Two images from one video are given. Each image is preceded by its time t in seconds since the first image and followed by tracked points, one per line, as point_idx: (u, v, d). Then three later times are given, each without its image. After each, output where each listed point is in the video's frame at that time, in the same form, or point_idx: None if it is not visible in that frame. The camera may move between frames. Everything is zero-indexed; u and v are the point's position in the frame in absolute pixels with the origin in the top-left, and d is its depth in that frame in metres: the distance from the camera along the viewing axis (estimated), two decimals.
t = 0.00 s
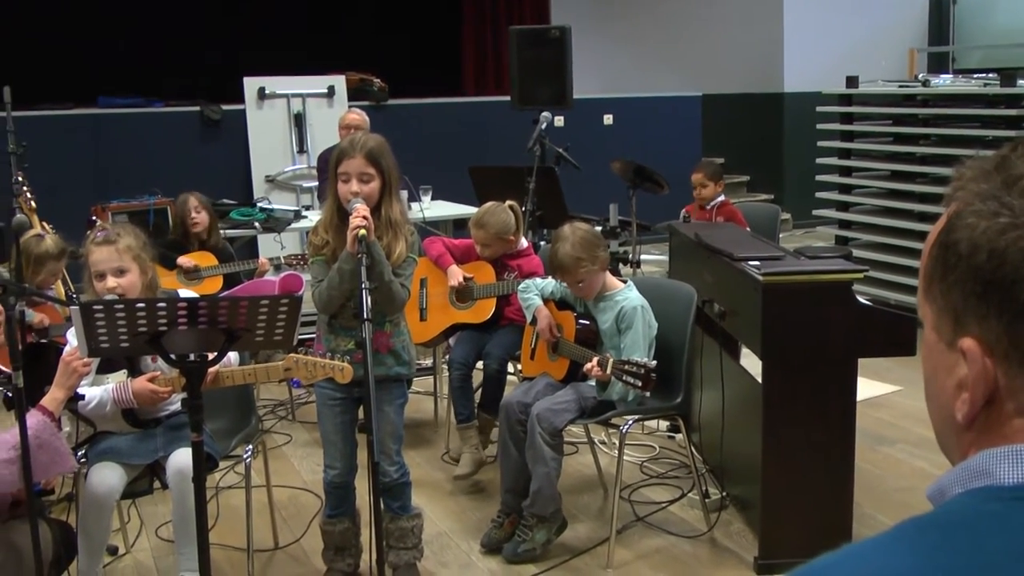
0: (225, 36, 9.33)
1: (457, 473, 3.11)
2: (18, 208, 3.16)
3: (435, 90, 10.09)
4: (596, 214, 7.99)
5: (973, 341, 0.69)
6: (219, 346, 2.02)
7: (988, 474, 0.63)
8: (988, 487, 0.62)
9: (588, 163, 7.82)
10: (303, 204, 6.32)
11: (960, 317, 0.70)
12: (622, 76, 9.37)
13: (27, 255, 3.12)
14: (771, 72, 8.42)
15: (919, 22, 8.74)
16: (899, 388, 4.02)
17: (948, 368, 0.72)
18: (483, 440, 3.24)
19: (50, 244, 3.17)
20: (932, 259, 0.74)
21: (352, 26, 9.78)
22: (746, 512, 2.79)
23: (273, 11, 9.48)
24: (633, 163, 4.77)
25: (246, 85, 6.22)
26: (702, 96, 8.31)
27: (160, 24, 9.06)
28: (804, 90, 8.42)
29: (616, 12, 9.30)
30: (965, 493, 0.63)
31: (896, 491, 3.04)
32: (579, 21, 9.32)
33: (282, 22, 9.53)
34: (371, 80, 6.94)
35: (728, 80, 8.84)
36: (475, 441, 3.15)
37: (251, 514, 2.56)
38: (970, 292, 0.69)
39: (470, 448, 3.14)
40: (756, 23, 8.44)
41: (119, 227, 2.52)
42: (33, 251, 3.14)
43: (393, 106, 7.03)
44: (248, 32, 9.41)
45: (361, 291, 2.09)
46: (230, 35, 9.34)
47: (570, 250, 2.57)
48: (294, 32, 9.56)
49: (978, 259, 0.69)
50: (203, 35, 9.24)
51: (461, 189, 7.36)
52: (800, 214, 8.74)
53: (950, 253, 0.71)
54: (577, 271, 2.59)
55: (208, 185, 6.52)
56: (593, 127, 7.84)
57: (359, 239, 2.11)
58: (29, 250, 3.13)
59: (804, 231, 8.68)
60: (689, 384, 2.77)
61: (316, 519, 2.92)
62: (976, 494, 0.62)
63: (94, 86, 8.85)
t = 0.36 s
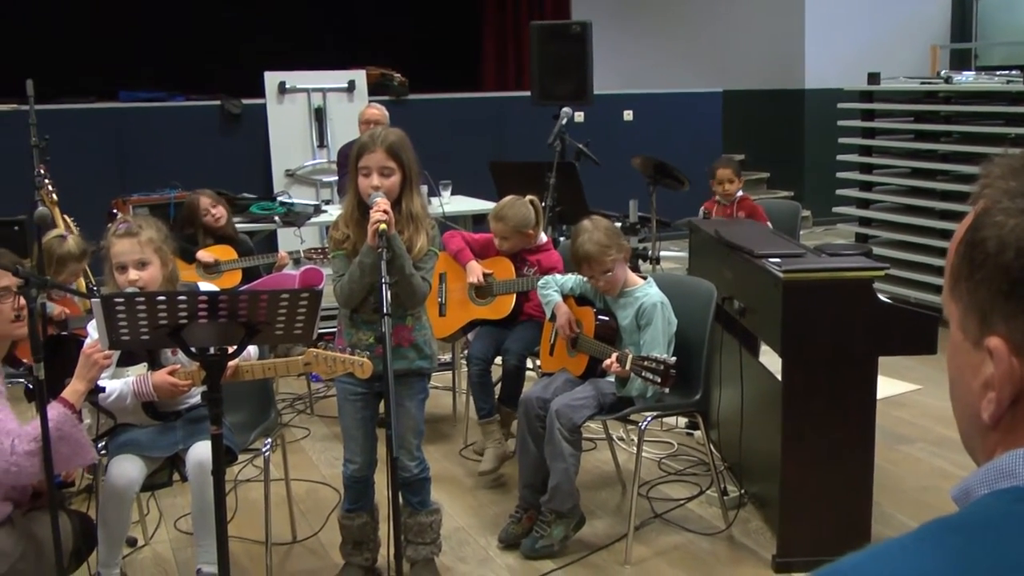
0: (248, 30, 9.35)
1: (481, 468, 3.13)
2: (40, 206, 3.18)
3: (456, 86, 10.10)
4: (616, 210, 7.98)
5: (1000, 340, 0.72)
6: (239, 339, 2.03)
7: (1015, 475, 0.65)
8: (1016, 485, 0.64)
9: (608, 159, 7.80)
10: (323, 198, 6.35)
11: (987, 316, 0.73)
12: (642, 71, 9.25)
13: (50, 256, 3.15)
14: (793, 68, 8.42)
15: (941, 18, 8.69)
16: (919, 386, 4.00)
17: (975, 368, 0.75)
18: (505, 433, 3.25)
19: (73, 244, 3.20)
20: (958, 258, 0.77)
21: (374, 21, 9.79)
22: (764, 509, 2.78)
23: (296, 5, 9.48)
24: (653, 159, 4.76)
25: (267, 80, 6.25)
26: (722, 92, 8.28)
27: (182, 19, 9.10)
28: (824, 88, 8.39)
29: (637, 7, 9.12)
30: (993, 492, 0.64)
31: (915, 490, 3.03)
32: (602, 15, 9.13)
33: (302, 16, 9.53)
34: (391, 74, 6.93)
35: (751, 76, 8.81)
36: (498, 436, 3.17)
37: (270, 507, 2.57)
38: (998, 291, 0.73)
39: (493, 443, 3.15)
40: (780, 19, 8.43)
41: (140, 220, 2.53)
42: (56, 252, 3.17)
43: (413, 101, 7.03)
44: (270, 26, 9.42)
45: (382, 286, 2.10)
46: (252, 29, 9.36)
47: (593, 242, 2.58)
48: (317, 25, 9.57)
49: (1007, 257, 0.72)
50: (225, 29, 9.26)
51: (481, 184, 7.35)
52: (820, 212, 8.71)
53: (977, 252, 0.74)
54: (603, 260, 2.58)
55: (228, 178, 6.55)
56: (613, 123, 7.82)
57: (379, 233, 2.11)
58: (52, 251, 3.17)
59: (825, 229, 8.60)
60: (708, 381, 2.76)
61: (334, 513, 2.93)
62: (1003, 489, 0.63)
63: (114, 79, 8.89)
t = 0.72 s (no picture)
0: (265, 27, 9.39)
1: (496, 465, 3.10)
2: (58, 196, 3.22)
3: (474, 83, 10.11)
4: (632, 207, 7.97)
5: (1020, 338, 0.72)
6: (255, 336, 2.04)
7: None
8: None
9: (624, 156, 7.80)
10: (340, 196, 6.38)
11: (1008, 315, 0.73)
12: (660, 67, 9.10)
13: (67, 237, 3.16)
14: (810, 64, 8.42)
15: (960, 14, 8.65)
16: (936, 384, 3.98)
17: (994, 366, 0.75)
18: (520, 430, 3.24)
19: (88, 225, 3.22)
20: (978, 255, 0.77)
21: (390, 18, 9.80)
22: (780, 507, 2.77)
23: (312, 2, 9.51)
24: (670, 156, 4.74)
25: (283, 77, 6.23)
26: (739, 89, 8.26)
27: (200, 17, 9.14)
28: (842, 84, 8.41)
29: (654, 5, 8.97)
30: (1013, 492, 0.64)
31: (934, 489, 3.00)
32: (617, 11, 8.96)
33: (321, 16, 9.56)
34: (407, 71, 6.90)
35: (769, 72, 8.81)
36: (513, 432, 3.15)
37: (285, 503, 2.57)
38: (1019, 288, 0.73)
39: (509, 439, 3.13)
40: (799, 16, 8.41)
41: (157, 217, 2.53)
42: (72, 233, 3.18)
43: (429, 98, 7.03)
44: (286, 23, 9.45)
45: (398, 282, 2.10)
46: (269, 27, 9.40)
47: (613, 235, 2.58)
48: (334, 23, 9.60)
49: None
50: (243, 27, 9.30)
51: (498, 182, 7.36)
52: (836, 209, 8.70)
53: (998, 249, 0.74)
54: (621, 254, 2.58)
55: (244, 176, 6.57)
56: (629, 120, 7.81)
57: (396, 230, 2.11)
58: (68, 232, 3.17)
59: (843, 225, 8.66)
60: (724, 379, 2.75)
61: (350, 510, 2.93)
62: None
63: (131, 77, 8.94)
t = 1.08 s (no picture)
0: (281, 27, 9.42)
1: (505, 466, 3.09)
2: (75, 195, 3.22)
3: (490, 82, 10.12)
4: (648, 206, 7.96)
5: None
6: (271, 334, 2.04)
7: None
8: None
9: (640, 156, 7.80)
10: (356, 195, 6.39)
11: None
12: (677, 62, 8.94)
13: (92, 236, 3.18)
14: (825, 64, 8.54)
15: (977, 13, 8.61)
16: (952, 385, 3.96)
17: (1012, 368, 0.74)
18: (531, 431, 3.23)
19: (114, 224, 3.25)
20: (995, 255, 0.77)
21: (405, 17, 9.80)
22: (795, 508, 2.76)
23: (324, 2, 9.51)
24: (685, 155, 4.73)
25: (299, 76, 6.25)
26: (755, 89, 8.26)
27: (216, 17, 9.18)
28: (857, 84, 8.52)
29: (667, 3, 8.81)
30: None
31: (949, 490, 2.99)
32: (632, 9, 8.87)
33: (337, 16, 9.58)
34: (423, 70, 6.93)
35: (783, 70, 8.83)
36: (524, 434, 3.14)
37: (300, 501, 2.57)
38: None
39: (519, 441, 3.13)
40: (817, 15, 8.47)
41: (174, 216, 2.54)
42: (98, 232, 3.20)
43: (444, 97, 7.03)
44: (302, 23, 9.47)
45: (413, 281, 2.10)
46: (285, 27, 9.43)
47: (628, 235, 2.57)
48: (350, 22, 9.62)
49: None
50: (259, 26, 9.33)
51: (513, 180, 7.36)
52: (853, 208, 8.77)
53: (1016, 249, 0.74)
54: (637, 253, 2.58)
55: (259, 175, 6.59)
56: (645, 119, 7.80)
57: (411, 228, 2.11)
58: (93, 231, 3.19)
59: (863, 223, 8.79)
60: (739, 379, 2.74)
61: (364, 508, 2.94)
62: None
63: (146, 76, 8.98)
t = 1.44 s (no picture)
0: (301, 32, 9.47)
1: (520, 467, 3.12)
2: (89, 197, 3.23)
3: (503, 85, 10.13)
4: (659, 210, 7.96)
5: None
6: (282, 337, 2.04)
7: None
8: None
9: (653, 159, 7.79)
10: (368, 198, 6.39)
11: None
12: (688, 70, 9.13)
13: (104, 241, 3.19)
14: (836, 68, 8.41)
15: (990, 17, 8.57)
16: (964, 390, 3.94)
17: None
18: (545, 433, 3.23)
19: (126, 230, 3.24)
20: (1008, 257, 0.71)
21: (418, 20, 9.82)
22: (807, 513, 2.75)
23: (343, 7, 9.56)
24: (698, 159, 4.72)
25: (312, 79, 6.28)
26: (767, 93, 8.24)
27: (242, 21, 9.25)
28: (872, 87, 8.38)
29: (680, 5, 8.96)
30: None
31: (961, 495, 2.98)
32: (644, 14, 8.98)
33: (350, 18, 9.61)
34: (436, 73, 6.94)
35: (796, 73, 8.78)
36: (538, 436, 3.16)
37: (310, 504, 2.57)
38: None
39: (533, 443, 3.15)
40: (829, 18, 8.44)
41: (187, 219, 2.55)
42: (110, 238, 3.21)
43: (457, 101, 7.02)
44: (313, 25, 9.50)
45: (424, 285, 2.10)
46: (296, 29, 9.45)
47: (634, 245, 2.56)
48: (362, 25, 9.65)
49: None
50: (270, 29, 9.35)
51: (525, 184, 7.37)
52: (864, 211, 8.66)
53: None
54: (644, 261, 2.57)
55: (271, 178, 6.60)
56: (657, 123, 7.80)
57: (420, 232, 2.11)
58: (105, 236, 3.20)
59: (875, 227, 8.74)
60: (751, 383, 2.74)
61: (376, 512, 2.94)
62: None
63: (159, 79, 9.02)
